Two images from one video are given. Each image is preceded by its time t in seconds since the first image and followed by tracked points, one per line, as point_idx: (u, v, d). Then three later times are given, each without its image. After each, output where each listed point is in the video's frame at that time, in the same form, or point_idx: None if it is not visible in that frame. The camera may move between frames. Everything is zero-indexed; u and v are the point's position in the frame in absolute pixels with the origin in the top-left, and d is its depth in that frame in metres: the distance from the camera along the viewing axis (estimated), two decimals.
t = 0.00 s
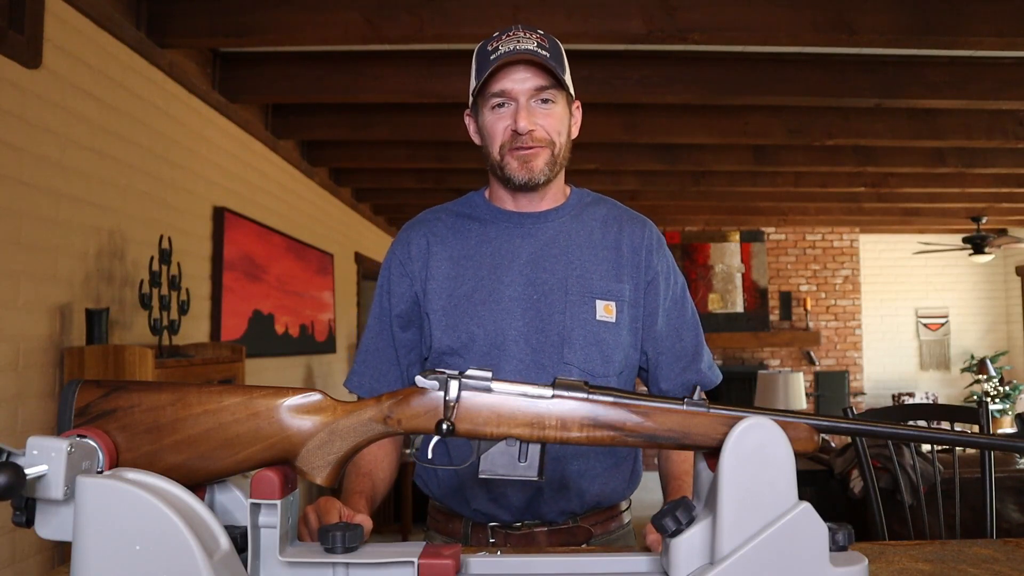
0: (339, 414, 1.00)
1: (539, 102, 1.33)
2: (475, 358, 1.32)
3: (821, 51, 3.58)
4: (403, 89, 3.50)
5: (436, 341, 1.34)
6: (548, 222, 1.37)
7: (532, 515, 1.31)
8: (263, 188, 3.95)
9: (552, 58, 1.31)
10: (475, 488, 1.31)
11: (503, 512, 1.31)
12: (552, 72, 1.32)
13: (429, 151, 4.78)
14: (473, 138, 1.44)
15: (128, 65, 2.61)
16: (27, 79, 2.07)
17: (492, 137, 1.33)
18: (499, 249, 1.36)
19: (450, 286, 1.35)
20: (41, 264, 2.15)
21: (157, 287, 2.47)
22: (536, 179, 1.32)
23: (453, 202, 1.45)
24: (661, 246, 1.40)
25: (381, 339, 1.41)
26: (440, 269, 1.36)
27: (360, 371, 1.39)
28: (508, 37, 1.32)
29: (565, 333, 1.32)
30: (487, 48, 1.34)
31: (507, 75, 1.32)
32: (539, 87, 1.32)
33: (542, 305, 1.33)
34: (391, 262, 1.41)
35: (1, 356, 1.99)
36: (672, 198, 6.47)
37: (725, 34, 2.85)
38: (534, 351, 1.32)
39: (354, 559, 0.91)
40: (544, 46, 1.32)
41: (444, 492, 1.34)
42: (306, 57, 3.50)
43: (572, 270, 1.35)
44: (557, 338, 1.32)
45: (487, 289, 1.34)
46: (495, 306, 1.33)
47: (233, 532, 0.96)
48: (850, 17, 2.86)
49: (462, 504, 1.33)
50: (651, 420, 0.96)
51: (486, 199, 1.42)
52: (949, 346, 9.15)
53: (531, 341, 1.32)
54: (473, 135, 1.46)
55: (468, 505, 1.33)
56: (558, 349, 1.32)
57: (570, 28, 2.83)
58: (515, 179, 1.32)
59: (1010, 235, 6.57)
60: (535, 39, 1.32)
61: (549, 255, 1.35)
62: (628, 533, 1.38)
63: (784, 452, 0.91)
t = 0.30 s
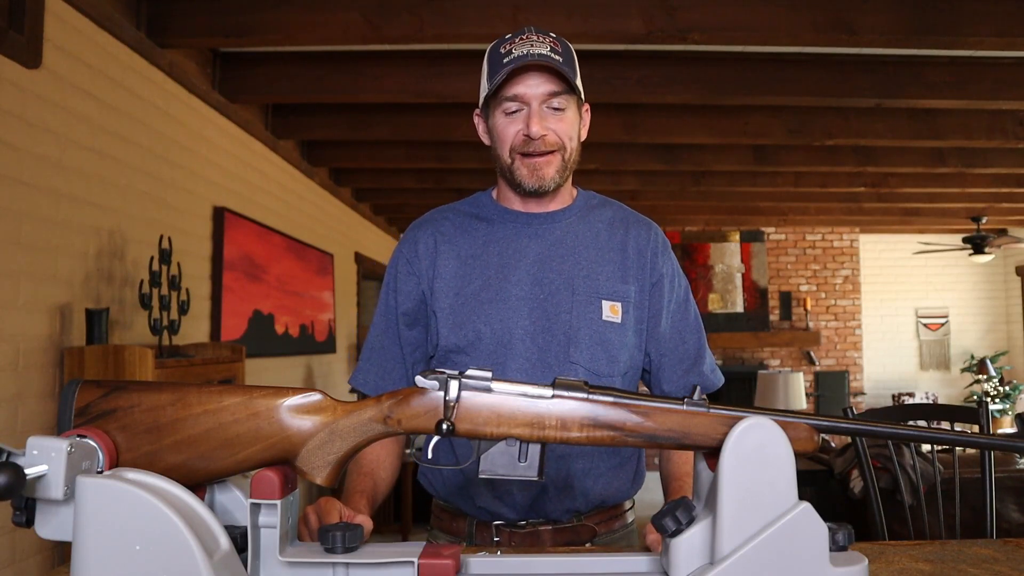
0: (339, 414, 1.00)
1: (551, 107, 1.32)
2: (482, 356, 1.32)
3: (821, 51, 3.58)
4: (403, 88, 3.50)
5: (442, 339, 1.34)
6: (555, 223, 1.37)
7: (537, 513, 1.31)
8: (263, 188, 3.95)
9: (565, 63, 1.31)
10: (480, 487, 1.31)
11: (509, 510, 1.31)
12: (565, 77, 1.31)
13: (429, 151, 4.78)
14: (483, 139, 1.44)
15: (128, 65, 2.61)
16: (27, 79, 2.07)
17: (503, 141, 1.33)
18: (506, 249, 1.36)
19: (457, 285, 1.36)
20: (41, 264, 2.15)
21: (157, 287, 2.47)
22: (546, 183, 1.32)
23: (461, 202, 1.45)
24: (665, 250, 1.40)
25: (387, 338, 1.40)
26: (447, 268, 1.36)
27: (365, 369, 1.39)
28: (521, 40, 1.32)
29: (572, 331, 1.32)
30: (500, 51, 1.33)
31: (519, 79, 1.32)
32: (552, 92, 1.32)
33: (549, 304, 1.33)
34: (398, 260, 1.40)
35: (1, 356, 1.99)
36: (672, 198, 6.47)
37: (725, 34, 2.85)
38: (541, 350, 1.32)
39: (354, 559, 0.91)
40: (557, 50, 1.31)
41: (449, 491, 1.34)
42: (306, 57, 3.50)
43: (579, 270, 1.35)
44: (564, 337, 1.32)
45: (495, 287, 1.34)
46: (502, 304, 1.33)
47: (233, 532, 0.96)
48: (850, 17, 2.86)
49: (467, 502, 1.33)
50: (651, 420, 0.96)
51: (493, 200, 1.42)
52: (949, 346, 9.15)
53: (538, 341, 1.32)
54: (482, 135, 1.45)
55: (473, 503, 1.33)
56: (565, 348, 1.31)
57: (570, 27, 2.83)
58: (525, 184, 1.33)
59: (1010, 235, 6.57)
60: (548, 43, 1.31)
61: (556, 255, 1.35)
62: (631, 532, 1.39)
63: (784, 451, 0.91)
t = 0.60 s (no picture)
0: (339, 414, 1.00)
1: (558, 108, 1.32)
2: (490, 357, 1.32)
3: (821, 51, 3.58)
4: (403, 88, 3.50)
5: (450, 339, 1.34)
6: (562, 224, 1.37)
7: (544, 513, 1.31)
8: (263, 188, 3.95)
9: (572, 65, 1.31)
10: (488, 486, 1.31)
11: (516, 509, 1.31)
12: (571, 79, 1.32)
13: (429, 151, 4.78)
14: (489, 139, 1.44)
15: (128, 65, 2.60)
16: (27, 78, 2.07)
17: (510, 142, 1.33)
18: (513, 249, 1.36)
19: (465, 285, 1.35)
20: (41, 264, 2.15)
21: (157, 287, 2.46)
22: (551, 185, 1.32)
23: (468, 202, 1.45)
24: (672, 251, 1.40)
25: (394, 338, 1.40)
26: (455, 269, 1.36)
27: (372, 368, 1.39)
28: (528, 41, 1.32)
29: (579, 332, 1.32)
30: (507, 52, 1.33)
31: (526, 80, 1.32)
32: (558, 93, 1.32)
33: (556, 305, 1.33)
34: (406, 261, 1.40)
35: (1, 356, 1.99)
36: (672, 198, 6.47)
37: (725, 34, 2.85)
38: (548, 351, 1.32)
39: (354, 559, 0.91)
40: (564, 52, 1.31)
41: (457, 490, 1.34)
42: (306, 57, 3.50)
43: (586, 271, 1.35)
44: (571, 337, 1.32)
45: (502, 288, 1.34)
46: (510, 305, 1.33)
47: (233, 532, 0.96)
48: (850, 17, 2.86)
49: (475, 501, 1.33)
50: (651, 420, 0.96)
51: (500, 200, 1.42)
52: (949, 346, 9.15)
53: (545, 341, 1.32)
54: (489, 136, 1.45)
55: (481, 502, 1.32)
56: (572, 349, 1.32)
57: (570, 27, 2.83)
58: (531, 185, 1.32)
59: (1010, 235, 6.56)
60: (555, 45, 1.31)
61: (563, 256, 1.36)
62: (637, 532, 1.39)
63: (784, 451, 0.91)
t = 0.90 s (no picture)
0: (339, 414, 1.00)
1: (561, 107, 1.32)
2: (498, 356, 1.32)
3: (821, 51, 3.58)
4: (403, 88, 3.50)
5: (459, 339, 1.34)
6: (569, 224, 1.37)
7: (553, 513, 1.31)
8: (263, 188, 3.95)
9: (574, 63, 1.31)
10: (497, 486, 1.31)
11: (525, 509, 1.31)
12: (574, 78, 1.32)
13: (429, 151, 4.78)
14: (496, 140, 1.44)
15: (128, 65, 2.60)
16: (27, 78, 2.07)
17: (514, 142, 1.33)
18: (521, 250, 1.36)
19: (473, 285, 1.36)
20: (41, 264, 2.15)
21: (157, 287, 2.46)
22: (555, 183, 1.32)
23: (476, 203, 1.45)
24: (679, 252, 1.40)
25: (403, 338, 1.41)
26: (463, 270, 1.37)
27: (381, 369, 1.39)
28: (530, 41, 1.33)
29: (587, 332, 1.32)
30: (510, 53, 1.34)
31: (529, 80, 1.32)
32: (561, 92, 1.32)
33: (564, 305, 1.33)
34: (415, 262, 1.40)
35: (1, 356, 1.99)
36: (672, 198, 6.47)
37: (725, 34, 2.85)
38: (557, 350, 1.32)
39: (354, 558, 0.91)
40: (566, 51, 1.32)
41: (465, 490, 1.34)
42: (306, 57, 3.50)
43: (594, 271, 1.35)
44: (579, 337, 1.32)
45: (511, 288, 1.34)
46: (518, 305, 1.33)
47: (233, 532, 0.96)
48: (850, 17, 2.87)
49: (483, 501, 1.34)
50: (651, 420, 0.96)
51: (509, 201, 1.43)
52: (949, 346, 9.15)
53: (553, 341, 1.32)
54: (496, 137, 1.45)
55: (489, 501, 1.33)
56: (580, 348, 1.31)
57: (571, 27, 2.83)
58: (535, 186, 1.32)
59: (1010, 235, 6.56)
60: (557, 44, 1.32)
61: (571, 256, 1.36)
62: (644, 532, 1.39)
63: (784, 451, 0.91)
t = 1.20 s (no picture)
0: (339, 414, 1.00)
1: (565, 110, 1.33)
2: (504, 354, 1.32)
3: (821, 51, 3.58)
4: (403, 88, 3.50)
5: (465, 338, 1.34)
6: (574, 223, 1.37)
7: (560, 512, 1.31)
8: (263, 187, 3.95)
9: (577, 65, 1.31)
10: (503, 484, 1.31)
11: (532, 507, 1.31)
12: (577, 80, 1.32)
13: (429, 151, 4.78)
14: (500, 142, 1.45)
15: (128, 65, 2.60)
16: (27, 78, 2.07)
17: (520, 144, 1.33)
18: (526, 248, 1.36)
19: (479, 284, 1.36)
20: (41, 264, 2.15)
21: (157, 287, 2.46)
22: (563, 184, 1.32)
23: (481, 202, 1.45)
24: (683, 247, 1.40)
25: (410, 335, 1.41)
26: (469, 268, 1.37)
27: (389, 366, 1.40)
28: (533, 43, 1.32)
29: (592, 329, 1.32)
30: (512, 56, 1.34)
31: (533, 83, 1.32)
32: (564, 96, 1.32)
33: (569, 302, 1.33)
34: (421, 261, 1.41)
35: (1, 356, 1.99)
36: (672, 198, 6.47)
37: (725, 34, 2.85)
38: (562, 347, 1.32)
39: (353, 559, 0.91)
40: (569, 53, 1.32)
41: (471, 489, 1.34)
42: (306, 57, 3.50)
43: (598, 268, 1.35)
44: (584, 334, 1.32)
45: (516, 286, 1.34)
46: (523, 303, 1.33)
47: (233, 532, 0.96)
48: (850, 17, 2.87)
49: (490, 500, 1.33)
50: (651, 420, 0.96)
51: (513, 200, 1.43)
52: (949, 346, 9.15)
53: (558, 338, 1.32)
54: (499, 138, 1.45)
55: (496, 500, 1.33)
56: (585, 345, 1.32)
57: (571, 27, 2.83)
58: (541, 186, 1.32)
59: (1010, 235, 6.56)
60: (560, 46, 1.31)
61: (576, 253, 1.36)
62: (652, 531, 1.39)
63: (783, 451, 0.91)
